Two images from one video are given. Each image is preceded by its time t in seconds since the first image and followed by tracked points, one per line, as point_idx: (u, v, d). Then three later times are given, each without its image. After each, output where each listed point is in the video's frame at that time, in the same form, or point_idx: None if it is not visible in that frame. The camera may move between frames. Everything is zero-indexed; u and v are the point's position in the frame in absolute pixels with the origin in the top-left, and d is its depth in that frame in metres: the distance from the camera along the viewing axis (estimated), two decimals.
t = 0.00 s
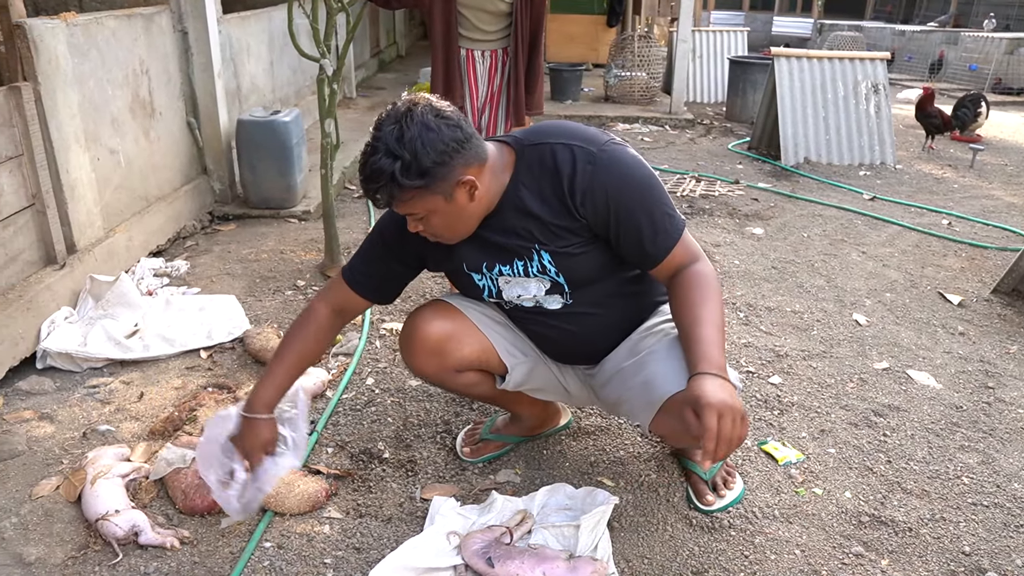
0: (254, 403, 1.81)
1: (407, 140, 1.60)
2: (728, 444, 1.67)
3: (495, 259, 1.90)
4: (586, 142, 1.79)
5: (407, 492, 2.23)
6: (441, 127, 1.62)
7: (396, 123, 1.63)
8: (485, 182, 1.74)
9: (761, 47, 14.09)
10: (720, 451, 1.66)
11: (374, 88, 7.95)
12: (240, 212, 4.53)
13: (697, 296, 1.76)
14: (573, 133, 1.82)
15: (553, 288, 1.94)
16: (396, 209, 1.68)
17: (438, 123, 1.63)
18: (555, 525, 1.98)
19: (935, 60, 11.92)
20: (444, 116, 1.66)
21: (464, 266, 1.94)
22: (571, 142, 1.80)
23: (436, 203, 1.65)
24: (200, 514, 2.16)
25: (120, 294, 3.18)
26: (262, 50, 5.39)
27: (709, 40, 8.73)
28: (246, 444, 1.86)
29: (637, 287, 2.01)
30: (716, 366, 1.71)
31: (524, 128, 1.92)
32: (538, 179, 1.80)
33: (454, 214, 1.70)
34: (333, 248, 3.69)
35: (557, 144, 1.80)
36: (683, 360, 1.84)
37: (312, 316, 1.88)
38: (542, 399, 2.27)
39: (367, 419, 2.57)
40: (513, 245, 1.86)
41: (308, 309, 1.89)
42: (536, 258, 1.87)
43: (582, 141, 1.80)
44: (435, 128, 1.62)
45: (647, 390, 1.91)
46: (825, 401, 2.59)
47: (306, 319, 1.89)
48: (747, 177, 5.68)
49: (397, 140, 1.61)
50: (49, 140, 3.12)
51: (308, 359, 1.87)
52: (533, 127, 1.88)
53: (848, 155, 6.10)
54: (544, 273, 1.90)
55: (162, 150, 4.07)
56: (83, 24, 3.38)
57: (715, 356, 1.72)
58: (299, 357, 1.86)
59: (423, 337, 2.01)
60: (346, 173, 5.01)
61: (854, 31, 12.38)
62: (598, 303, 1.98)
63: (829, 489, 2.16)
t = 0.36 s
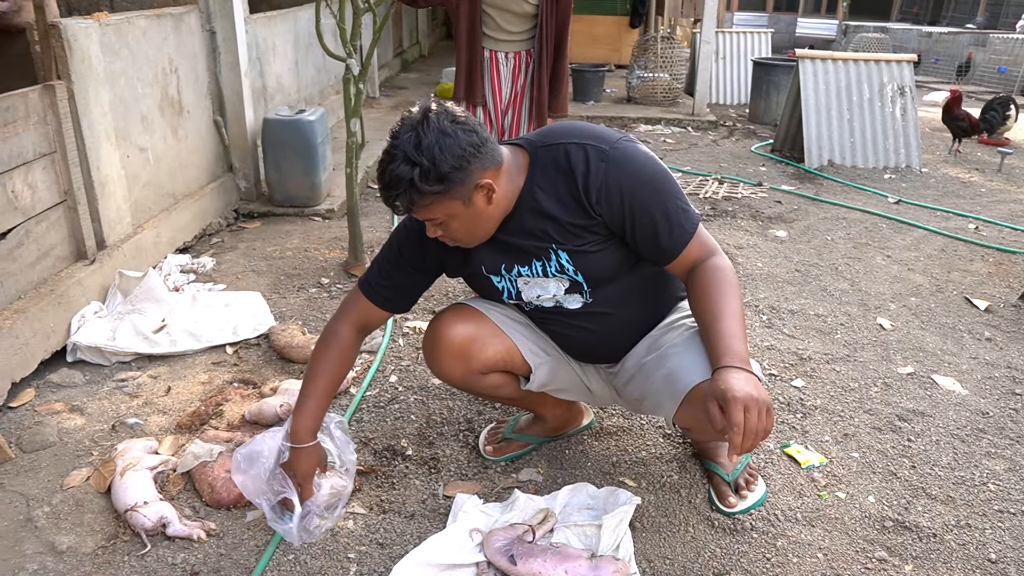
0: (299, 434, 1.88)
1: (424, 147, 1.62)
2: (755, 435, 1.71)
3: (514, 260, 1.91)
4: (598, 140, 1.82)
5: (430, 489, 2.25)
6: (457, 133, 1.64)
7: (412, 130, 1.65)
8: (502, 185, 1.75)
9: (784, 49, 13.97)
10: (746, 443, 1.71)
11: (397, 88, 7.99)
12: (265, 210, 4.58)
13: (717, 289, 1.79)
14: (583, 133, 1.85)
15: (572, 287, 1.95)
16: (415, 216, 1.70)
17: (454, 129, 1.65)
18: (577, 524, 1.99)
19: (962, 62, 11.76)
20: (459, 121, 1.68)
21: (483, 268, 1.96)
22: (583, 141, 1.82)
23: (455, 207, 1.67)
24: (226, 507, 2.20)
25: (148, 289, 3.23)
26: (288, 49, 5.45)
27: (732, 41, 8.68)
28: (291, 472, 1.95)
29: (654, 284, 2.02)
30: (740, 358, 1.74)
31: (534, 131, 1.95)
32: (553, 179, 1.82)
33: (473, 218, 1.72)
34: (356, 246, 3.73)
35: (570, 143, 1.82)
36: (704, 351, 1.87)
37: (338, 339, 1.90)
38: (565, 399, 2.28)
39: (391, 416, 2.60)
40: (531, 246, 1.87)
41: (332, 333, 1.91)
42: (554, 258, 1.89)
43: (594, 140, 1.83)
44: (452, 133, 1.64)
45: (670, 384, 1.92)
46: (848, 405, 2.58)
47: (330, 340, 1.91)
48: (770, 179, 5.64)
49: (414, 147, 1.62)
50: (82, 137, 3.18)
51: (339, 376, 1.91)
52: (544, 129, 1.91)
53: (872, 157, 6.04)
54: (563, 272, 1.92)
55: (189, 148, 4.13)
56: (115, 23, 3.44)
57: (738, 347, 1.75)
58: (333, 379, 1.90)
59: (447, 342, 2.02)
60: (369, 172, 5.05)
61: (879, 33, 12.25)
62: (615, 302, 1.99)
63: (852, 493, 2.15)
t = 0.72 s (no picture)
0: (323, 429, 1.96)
1: (446, 142, 1.65)
2: (762, 436, 1.73)
3: (532, 257, 1.94)
4: (616, 139, 1.84)
5: (446, 483, 2.28)
6: (479, 129, 1.68)
7: (436, 125, 1.69)
8: (522, 182, 1.79)
9: (813, 50, 13.82)
10: (752, 444, 1.73)
11: (423, 87, 8.06)
12: (291, 207, 4.66)
13: (732, 288, 1.80)
14: (602, 132, 1.87)
15: (589, 284, 1.97)
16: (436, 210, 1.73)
17: (477, 125, 1.69)
18: (590, 520, 2.02)
19: (996, 65, 11.54)
20: (481, 118, 1.71)
21: (501, 265, 1.99)
22: (601, 140, 1.84)
23: (476, 202, 1.70)
24: (247, 496, 2.25)
25: (176, 283, 3.31)
26: (315, 49, 5.53)
27: (760, 42, 8.61)
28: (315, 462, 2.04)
29: (670, 283, 2.04)
30: (751, 358, 1.75)
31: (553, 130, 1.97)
32: (572, 178, 1.85)
33: (492, 214, 1.75)
34: (379, 244, 3.78)
35: (588, 143, 1.84)
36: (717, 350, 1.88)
37: (359, 333, 1.95)
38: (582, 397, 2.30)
39: (410, 410, 2.64)
40: (549, 243, 1.90)
41: (352, 327, 1.96)
42: (571, 255, 1.91)
43: (612, 139, 1.85)
44: (474, 130, 1.68)
45: (684, 382, 1.94)
46: (867, 408, 2.57)
47: (351, 334, 1.96)
48: (795, 182, 5.60)
49: (437, 142, 1.66)
50: (114, 134, 3.27)
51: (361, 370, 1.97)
52: (564, 128, 1.93)
53: (900, 161, 5.96)
54: (580, 269, 1.94)
55: (218, 146, 4.21)
56: (147, 23, 3.52)
57: (750, 347, 1.76)
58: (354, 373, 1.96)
59: (465, 337, 2.05)
60: (393, 171, 5.10)
61: (911, 35, 12.07)
62: (632, 300, 2.01)
63: (867, 497, 2.15)
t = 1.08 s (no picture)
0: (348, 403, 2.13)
1: (478, 135, 1.73)
2: (767, 426, 1.79)
3: (557, 247, 2.01)
4: (641, 137, 1.90)
5: (470, 466, 2.36)
6: (509, 124, 1.75)
7: (469, 119, 1.77)
8: (549, 176, 1.85)
9: (860, 54, 13.60)
10: (757, 434, 1.79)
11: (464, 88, 8.18)
12: (331, 201, 4.80)
13: (748, 283, 1.85)
14: (627, 130, 1.93)
15: (612, 275, 2.03)
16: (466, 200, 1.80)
17: (507, 120, 1.76)
18: (607, 505, 2.08)
19: None
20: (513, 113, 1.79)
21: (528, 254, 2.06)
22: (627, 138, 1.90)
23: (504, 193, 1.77)
24: (280, 472, 2.36)
25: (219, 270, 3.45)
26: (358, 48, 5.67)
27: (803, 46, 8.53)
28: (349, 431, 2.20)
29: (691, 277, 2.09)
30: (762, 351, 1.80)
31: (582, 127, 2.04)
32: (597, 172, 1.91)
33: (520, 205, 1.82)
34: (415, 238, 3.88)
35: (614, 140, 1.91)
36: (732, 343, 1.93)
37: (384, 313, 2.07)
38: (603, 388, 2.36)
39: (438, 397, 2.73)
40: (573, 234, 1.96)
41: (379, 307, 2.08)
42: (594, 246, 1.97)
43: (637, 137, 1.91)
44: (505, 124, 1.75)
45: (699, 374, 1.99)
46: (890, 409, 2.58)
47: (378, 312, 2.08)
48: (832, 186, 5.56)
49: (469, 135, 1.74)
50: (164, 127, 3.43)
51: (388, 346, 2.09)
52: (593, 125, 2.00)
53: (943, 166, 5.87)
54: (602, 260, 2.00)
55: (262, 141, 4.37)
56: (199, 22, 3.68)
57: (761, 341, 1.81)
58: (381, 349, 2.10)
59: (490, 323, 2.12)
60: (431, 168, 5.21)
61: (962, 39, 11.77)
62: (652, 293, 2.07)
63: (884, 494, 2.17)
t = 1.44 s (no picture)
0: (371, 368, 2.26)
1: (495, 126, 1.79)
2: (764, 416, 1.83)
3: (568, 236, 2.07)
4: (653, 133, 1.96)
5: (482, 451, 2.43)
6: (525, 117, 1.81)
7: (487, 110, 1.83)
8: (563, 168, 1.92)
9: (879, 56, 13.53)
10: (753, 423, 1.83)
11: (481, 87, 8.25)
12: (348, 196, 4.89)
13: (753, 277, 1.90)
14: (640, 126, 1.99)
15: (621, 265, 2.09)
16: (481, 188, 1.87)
17: (524, 113, 1.82)
18: (615, 490, 2.13)
19: None
20: (530, 107, 1.85)
21: (540, 242, 2.13)
22: (639, 133, 1.96)
23: (519, 183, 1.83)
24: (297, 454, 2.43)
25: (240, 261, 3.54)
26: (377, 46, 5.76)
27: (820, 47, 8.53)
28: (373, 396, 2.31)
29: (699, 269, 2.14)
30: (763, 343, 1.85)
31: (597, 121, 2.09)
32: (609, 166, 1.97)
33: (534, 195, 1.89)
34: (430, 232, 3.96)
35: (627, 135, 1.96)
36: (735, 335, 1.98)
37: (400, 287, 2.18)
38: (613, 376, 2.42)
39: (452, 385, 2.80)
40: (584, 225, 2.02)
41: (396, 280, 2.19)
42: (604, 237, 2.03)
43: (650, 132, 1.96)
44: (522, 117, 1.81)
45: (703, 364, 2.04)
46: (895, 403, 2.62)
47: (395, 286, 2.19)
48: (846, 186, 5.58)
49: (486, 126, 1.80)
50: (189, 121, 3.53)
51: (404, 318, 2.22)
52: (606, 120, 2.05)
53: (958, 168, 5.87)
54: (612, 250, 2.06)
55: (283, 136, 4.46)
56: (223, 19, 3.77)
57: (762, 334, 1.86)
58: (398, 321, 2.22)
59: (504, 309, 2.19)
60: (448, 165, 5.29)
61: (982, 41, 11.69)
62: (660, 283, 2.13)
63: (887, 484, 2.21)
